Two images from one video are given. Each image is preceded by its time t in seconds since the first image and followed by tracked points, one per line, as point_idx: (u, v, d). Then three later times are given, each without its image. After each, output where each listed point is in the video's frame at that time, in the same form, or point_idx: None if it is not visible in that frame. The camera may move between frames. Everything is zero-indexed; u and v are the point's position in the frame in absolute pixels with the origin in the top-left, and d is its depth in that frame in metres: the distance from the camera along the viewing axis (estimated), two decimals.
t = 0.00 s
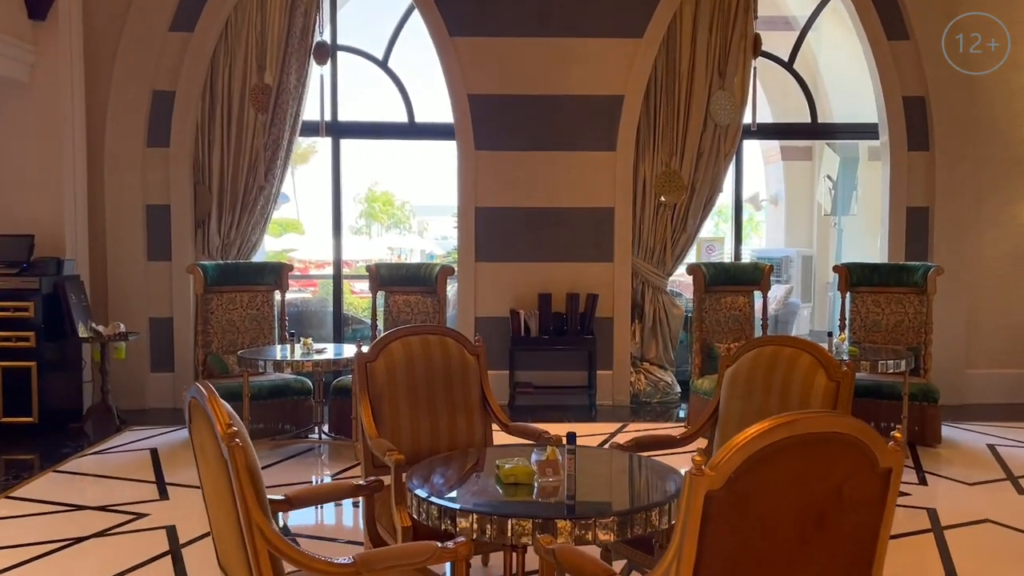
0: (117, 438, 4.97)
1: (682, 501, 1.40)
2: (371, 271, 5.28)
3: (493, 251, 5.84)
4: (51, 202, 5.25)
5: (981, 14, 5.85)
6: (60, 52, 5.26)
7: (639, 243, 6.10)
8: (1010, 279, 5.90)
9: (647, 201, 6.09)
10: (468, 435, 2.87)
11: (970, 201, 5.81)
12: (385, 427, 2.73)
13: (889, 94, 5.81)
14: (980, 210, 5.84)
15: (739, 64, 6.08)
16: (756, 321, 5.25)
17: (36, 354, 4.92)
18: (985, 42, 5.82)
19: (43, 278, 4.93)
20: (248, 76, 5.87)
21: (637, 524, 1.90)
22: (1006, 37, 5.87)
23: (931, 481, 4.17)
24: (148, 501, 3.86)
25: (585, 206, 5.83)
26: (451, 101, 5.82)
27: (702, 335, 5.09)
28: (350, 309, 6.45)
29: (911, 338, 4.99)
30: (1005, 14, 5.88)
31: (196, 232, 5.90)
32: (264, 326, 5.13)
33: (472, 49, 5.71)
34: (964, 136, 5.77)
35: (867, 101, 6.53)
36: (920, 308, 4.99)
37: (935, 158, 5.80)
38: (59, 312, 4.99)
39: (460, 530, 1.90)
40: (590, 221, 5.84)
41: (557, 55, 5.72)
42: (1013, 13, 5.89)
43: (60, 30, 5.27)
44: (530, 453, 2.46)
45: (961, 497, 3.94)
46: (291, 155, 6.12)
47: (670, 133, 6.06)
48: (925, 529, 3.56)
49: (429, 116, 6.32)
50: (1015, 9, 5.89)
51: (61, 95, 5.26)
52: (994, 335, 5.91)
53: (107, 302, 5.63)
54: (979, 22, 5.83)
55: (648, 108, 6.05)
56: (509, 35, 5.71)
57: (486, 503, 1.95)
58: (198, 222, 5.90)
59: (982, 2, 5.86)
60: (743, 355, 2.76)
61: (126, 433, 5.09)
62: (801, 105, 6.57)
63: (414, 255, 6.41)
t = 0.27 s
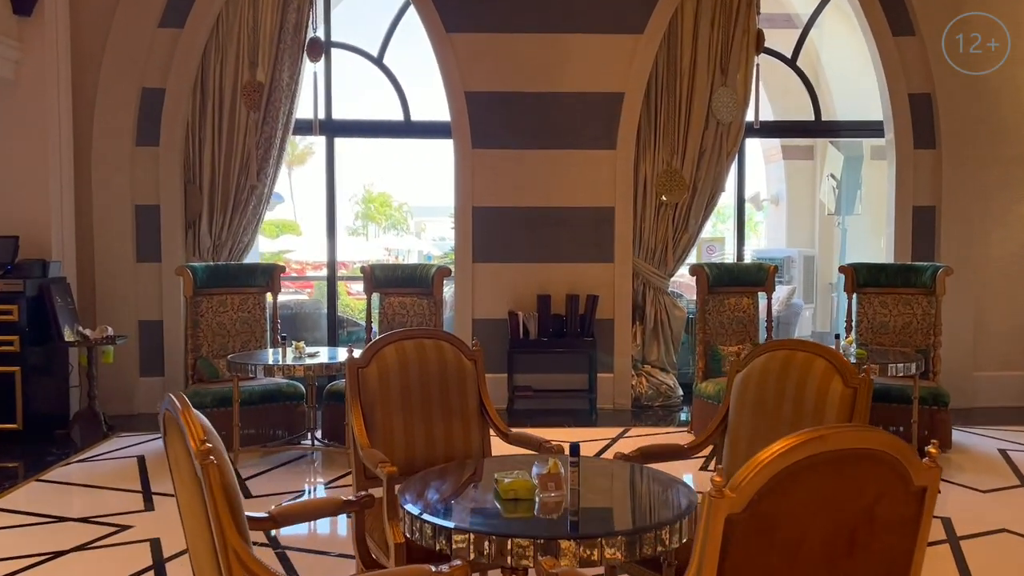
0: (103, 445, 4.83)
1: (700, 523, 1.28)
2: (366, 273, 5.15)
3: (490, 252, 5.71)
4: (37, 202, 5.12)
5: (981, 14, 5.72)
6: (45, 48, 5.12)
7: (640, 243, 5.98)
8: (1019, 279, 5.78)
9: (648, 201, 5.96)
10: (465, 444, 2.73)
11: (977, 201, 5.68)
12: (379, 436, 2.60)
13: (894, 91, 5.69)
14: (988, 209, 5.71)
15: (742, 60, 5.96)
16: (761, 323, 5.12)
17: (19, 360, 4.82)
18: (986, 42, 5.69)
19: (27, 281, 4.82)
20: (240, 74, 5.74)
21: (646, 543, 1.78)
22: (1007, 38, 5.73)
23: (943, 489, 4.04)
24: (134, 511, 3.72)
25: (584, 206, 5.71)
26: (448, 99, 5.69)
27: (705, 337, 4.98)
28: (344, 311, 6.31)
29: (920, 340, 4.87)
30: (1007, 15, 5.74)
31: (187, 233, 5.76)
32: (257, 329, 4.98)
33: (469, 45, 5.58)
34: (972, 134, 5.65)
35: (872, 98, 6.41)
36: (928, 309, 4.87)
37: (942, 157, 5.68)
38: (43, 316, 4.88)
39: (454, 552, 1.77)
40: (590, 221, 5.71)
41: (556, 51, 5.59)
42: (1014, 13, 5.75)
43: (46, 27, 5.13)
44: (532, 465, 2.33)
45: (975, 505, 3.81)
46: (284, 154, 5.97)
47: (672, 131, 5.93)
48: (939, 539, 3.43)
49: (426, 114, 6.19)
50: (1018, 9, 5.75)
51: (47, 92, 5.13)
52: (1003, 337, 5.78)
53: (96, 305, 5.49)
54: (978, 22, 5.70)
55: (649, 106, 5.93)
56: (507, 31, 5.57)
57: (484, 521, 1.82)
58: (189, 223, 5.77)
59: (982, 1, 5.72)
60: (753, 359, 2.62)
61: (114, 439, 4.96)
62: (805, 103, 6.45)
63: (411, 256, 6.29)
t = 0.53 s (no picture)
0: (92, 455, 4.69)
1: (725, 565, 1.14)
2: (362, 277, 5.02)
3: (489, 254, 5.58)
4: (24, 205, 4.98)
5: (981, 13, 5.60)
6: (32, 47, 4.99)
7: (643, 246, 5.85)
8: None
9: (651, 203, 5.84)
10: (465, 460, 2.60)
11: (987, 203, 5.55)
12: (373, 452, 2.47)
13: (903, 91, 5.57)
14: (998, 211, 5.58)
15: (746, 60, 5.84)
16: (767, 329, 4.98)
17: (5, 367, 4.68)
18: (986, 42, 5.56)
19: (12, 286, 4.67)
20: (233, 73, 5.60)
21: (660, 574, 1.65)
22: (1007, 37, 5.61)
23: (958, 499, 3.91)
24: (121, 526, 3.58)
25: (586, 208, 5.58)
26: (446, 99, 5.56)
27: (711, 343, 4.84)
28: (340, 315, 6.17)
29: (931, 346, 4.74)
30: (1005, 14, 5.64)
31: (179, 236, 5.63)
32: (249, 336, 4.85)
33: (467, 44, 5.45)
34: (982, 134, 5.52)
35: (879, 99, 6.29)
36: (939, 314, 4.73)
37: (951, 157, 5.56)
38: (30, 322, 4.74)
39: None
40: (592, 224, 5.59)
41: (556, 50, 5.46)
42: (1012, 15, 5.64)
43: (33, 25, 4.99)
44: (536, 485, 2.20)
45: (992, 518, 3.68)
46: (279, 155, 5.84)
47: (675, 132, 5.81)
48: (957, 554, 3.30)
49: (423, 114, 6.06)
50: (1014, 11, 5.64)
51: (34, 92, 4.99)
52: (1014, 341, 5.66)
53: (85, 310, 5.35)
54: (980, 22, 5.58)
55: (652, 106, 5.80)
56: (507, 29, 5.44)
57: (484, 550, 1.69)
58: (181, 226, 5.63)
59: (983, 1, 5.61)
60: (767, 369, 2.47)
61: (103, 448, 4.82)
62: (810, 103, 6.32)
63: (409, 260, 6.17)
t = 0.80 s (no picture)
0: (80, 466, 4.56)
1: None
2: (358, 283, 4.90)
3: (488, 259, 5.46)
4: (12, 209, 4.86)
5: (982, 14, 5.48)
6: (21, 47, 4.87)
7: (645, 251, 5.73)
8: None
9: (653, 207, 5.73)
10: (463, 477, 2.48)
11: (997, 205, 5.44)
12: (367, 469, 2.35)
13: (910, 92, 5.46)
14: (1008, 214, 5.47)
15: (750, 60, 5.73)
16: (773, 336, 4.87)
17: None
18: (986, 43, 5.44)
19: None
20: (227, 74, 5.49)
21: None
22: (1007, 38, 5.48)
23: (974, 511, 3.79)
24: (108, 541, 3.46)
25: (587, 212, 5.46)
26: (445, 101, 5.45)
27: (717, 350, 4.72)
28: (336, 320, 6.04)
29: (942, 353, 4.63)
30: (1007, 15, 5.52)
31: (171, 240, 5.51)
32: (242, 343, 4.73)
33: (466, 44, 5.33)
34: (991, 136, 5.42)
35: (885, 100, 6.18)
36: (950, 321, 4.63)
37: (960, 160, 5.45)
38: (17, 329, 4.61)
39: None
40: (593, 228, 5.47)
41: (557, 50, 5.35)
42: (1013, 13, 5.51)
43: (21, 25, 4.87)
44: (539, 507, 2.07)
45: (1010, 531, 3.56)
46: (273, 158, 5.72)
47: (678, 134, 5.70)
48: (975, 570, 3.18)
49: (421, 116, 5.94)
50: (1014, 9, 5.52)
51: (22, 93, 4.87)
52: None
53: (74, 316, 5.23)
54: (981, 22, 5.47)
55: (654, 108, 5.69)
56: (506, 29, 5.33)
57: None
58: (173, 230, 5.51)
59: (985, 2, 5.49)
60: (781, 382, 2.35)
61: (92, 459, 4.69)
62: (815, 105, 6.22)
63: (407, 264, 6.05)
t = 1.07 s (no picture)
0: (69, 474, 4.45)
1: None
2: (354, 287, 4.78)
3: (488, 263, 5.35)
4: None
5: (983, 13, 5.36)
6: (9, 45, 4.76)
7: (648, 254, 5.62)
8: None
9: (656, 209, 5.61)
10: (462, 490, 2.35)
11: (1007, 208, 5.33)
12: (361, 483, 2.22)
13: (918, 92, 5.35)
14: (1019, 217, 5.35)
15: (755, 59, 5.63)
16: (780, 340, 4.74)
17: None
18: (986, 42, 5.32)
19: None
20: (221, 74, 5.38)
21: None
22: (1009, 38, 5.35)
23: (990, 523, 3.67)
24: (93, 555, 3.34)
25: (589, 214, 5.35)
26: (443, 101, 5.33)
27: (722, 355, 4.60)
28: (333, 325, 5.92)
29: (954, 358, 4.50)
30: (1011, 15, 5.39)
31: (164, 244, 5.39)
32: (236, 348, 4.61)
33: (465, 43, 5.22)
34: (1001, 136, 5.30)
35: (892, 100, 6.07)
36: (962, 325, 4.50)
37: (969, 161, 5.34)
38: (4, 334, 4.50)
39: None
40: (595, 230, 5.36)
41: (558, 49, 5.23)
42: (1016, 12, 5.38)
43: (10, 23, 4.76)
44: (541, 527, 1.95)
45: None
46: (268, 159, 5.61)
47: (681, 135, 5.59)
48: None
49: (419, 117, 5.83)
50: (1018, 7, 5.38)
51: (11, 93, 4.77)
52: None
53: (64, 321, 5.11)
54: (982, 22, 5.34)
55: (657, 108, 5.58)
56: (506, 27, 5.21)
57: None
58: (166, 233, 5.39)
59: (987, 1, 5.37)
60: (797, 390, 2.23)
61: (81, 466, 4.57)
62: (820, 105, 6.12)
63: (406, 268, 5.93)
